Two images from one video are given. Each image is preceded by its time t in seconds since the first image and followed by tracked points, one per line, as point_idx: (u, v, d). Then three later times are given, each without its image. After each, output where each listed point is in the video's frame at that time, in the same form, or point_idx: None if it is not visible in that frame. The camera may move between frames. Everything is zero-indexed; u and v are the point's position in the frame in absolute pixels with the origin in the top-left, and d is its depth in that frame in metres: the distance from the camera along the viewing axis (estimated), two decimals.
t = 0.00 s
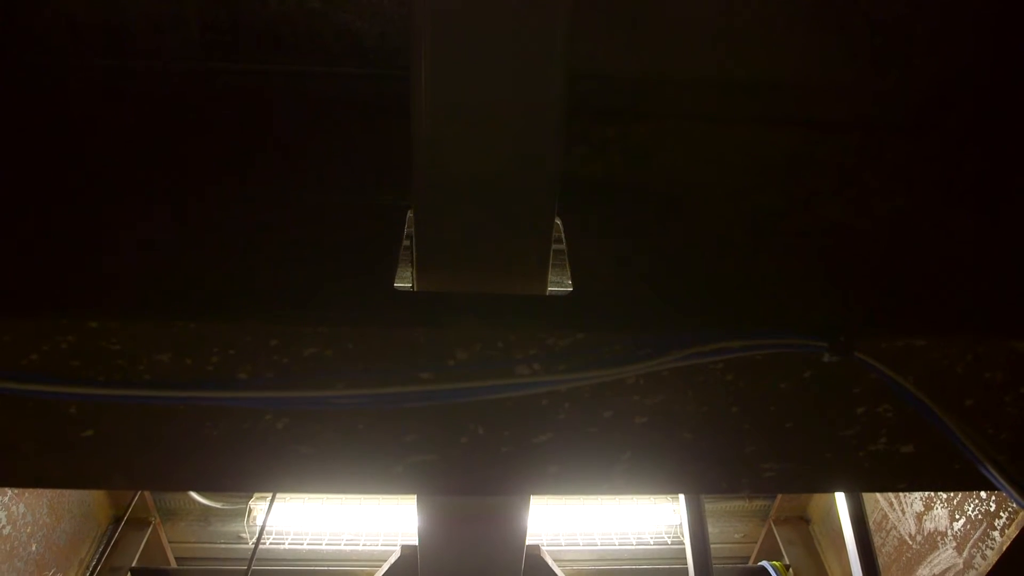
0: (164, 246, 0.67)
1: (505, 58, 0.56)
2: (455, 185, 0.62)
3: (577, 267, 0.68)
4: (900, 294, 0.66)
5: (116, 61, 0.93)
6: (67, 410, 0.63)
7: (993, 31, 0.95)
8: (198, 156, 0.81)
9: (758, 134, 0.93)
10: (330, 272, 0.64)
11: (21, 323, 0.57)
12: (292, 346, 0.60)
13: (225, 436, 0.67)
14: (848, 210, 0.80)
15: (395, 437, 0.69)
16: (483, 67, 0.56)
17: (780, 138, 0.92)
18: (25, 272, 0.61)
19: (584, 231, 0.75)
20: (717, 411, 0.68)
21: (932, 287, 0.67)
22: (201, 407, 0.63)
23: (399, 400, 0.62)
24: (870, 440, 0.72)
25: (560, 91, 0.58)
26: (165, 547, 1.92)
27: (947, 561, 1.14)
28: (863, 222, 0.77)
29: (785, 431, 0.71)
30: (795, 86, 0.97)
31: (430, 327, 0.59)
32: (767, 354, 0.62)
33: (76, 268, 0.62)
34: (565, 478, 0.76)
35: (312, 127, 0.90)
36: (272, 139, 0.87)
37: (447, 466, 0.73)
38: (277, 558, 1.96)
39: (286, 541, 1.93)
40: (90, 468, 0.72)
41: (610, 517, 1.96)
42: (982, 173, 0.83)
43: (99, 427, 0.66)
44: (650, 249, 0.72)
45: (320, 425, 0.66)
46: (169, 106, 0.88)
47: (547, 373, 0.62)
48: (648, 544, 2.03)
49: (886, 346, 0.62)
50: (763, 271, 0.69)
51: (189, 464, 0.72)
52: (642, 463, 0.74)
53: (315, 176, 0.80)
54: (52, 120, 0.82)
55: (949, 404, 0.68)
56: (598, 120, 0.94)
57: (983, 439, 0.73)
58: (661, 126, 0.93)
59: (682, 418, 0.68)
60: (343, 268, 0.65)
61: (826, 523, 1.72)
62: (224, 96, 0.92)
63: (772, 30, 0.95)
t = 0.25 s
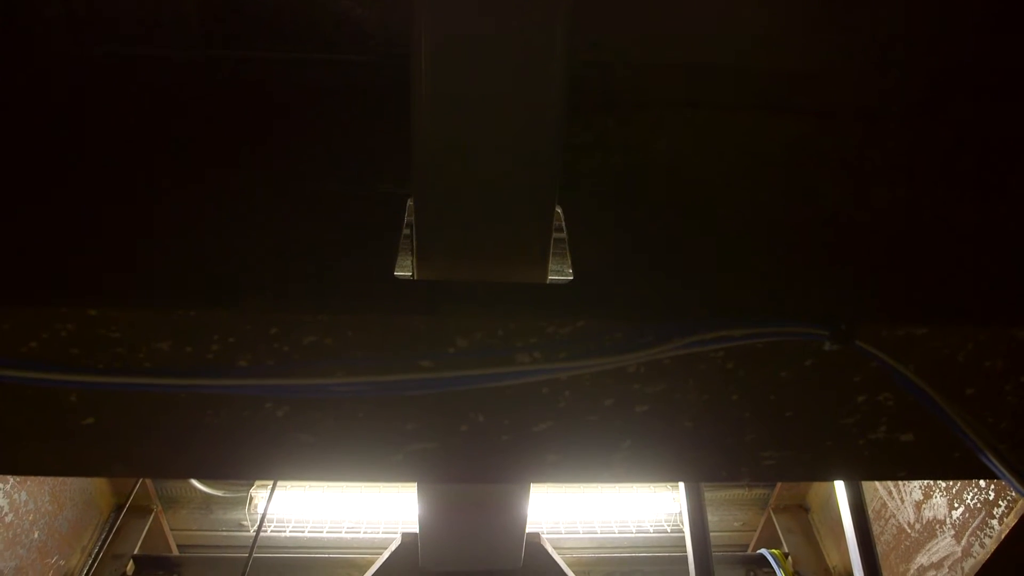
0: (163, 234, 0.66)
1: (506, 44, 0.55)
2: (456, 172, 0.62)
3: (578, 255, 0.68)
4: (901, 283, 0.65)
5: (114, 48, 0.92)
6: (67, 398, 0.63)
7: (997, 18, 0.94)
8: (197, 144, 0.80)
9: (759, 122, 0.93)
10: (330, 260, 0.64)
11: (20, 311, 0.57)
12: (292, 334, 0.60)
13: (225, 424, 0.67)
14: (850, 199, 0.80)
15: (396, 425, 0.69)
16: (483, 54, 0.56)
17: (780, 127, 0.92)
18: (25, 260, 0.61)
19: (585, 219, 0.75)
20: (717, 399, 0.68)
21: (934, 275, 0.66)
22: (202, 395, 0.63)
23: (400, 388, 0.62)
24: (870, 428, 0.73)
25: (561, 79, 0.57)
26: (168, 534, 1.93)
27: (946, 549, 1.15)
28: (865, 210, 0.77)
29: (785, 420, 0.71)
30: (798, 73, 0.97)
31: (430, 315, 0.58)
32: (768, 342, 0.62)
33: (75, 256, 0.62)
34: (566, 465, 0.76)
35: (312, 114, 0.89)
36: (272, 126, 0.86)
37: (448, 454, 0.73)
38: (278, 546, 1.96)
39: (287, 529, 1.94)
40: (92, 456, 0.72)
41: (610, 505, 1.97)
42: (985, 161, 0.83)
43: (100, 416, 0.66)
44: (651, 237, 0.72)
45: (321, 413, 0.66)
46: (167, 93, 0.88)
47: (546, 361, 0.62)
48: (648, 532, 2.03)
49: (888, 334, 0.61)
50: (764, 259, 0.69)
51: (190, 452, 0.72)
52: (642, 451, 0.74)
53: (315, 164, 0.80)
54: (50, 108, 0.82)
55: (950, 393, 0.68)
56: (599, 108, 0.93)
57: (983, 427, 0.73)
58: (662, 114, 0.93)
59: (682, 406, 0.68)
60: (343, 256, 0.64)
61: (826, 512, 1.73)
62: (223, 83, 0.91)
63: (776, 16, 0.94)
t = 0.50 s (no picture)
0: (163, 221, 0.66)
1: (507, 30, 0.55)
2: (456, 158, 0.61)
3: (579, 242, 0.68)
4: (904, 271, 0.65)
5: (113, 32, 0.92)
6: (68, 385, 0.63)
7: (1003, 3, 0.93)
8: (196, 130, 0.80)
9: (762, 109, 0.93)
10: (330, 247, 0.64)
11: (20, 297, 0.57)
12: (292, 321, 0.59)
13: (226, 411, 0.67)
14: (854, 185, 0.79)
15: (396, 412, 0.69)
16: (484, 38, 0.55)
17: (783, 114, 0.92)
18: (24, 246, 0.60)
19: (586, 205, 0.74)
20: (718, 386, 0.68)
21: (936, 263, 0.66)
22: (202, 381, 0.63)
23: (400, 375, 0.62)
24: (870, 416, 0.73)
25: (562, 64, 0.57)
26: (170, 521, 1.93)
27: (944, 535, 1.15)
28: (868, 197, 0.77)
29: (786, 407, 0.71)
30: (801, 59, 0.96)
31: (430, 302, 0.58)
32: (769, 330, 0.62)
33: (74, 242, 0.61)
34: (566, 452, 0.76)
35: (312, 100, 0.89)
36: (272, 112, 0.86)
37: (448, 441, 0.73)
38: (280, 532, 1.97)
39: (288, 516, 1.94)
40: (93, 442, 0.72)
41: (610, 493, 1.97)
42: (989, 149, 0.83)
43: (100, 402, 0.66)
44: (653, 224, 0.71)
45: (321, 400, 0.66)
46: (166, 78, 0.87)
47: (547, 348, 0.62)
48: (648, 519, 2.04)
49: (889, 322, 0.61)
50: (766, 247, 0.69)
51: (191, 438, 0.72)
52: (643, 438, 0.74)
53: (315, 150, 0.80)
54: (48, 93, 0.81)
55: (951, 381, 0.68)
56: (601, 94, 0.92)
57: (983, 415, 0.73)
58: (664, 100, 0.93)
59: (683, 393, 0.68)
60: (343, 243, 0.64)
61: (825, 499, 1.73)
62: (222, 68, 0.91)
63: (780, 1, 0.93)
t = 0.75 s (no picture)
0: (161, 207, 0.66)
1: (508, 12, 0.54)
2: (456, 144, 0.61)
3: (580, 229, 0.68)
4: (906, 257, 0.65)
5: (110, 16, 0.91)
6: (68, 371, 0.63)
7: None
8: (195, 115, 0.79)
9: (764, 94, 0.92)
10: (330, 234, 0.63)
11: (19, 283, 0.56)
12: (292, 307, 0.59)
13: (227, 396, 0.67)
14: (856, 172, 0.79)
15: (397, 399, 0.69)
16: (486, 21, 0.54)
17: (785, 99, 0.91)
18: (23, 232, 0.60)
19: (587, 192, 0.74)
20: (719, 372, 0.68)
21: (938, 250, 0.66)
22: (202, 367, 0.63)
23: (401, 362, 0.62)
24: (871, 402, 0.73)
25: (564, 48, 0.56)
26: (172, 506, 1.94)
27: (943, 522, 1.16)
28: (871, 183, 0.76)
29: (786, 393, 0.71)
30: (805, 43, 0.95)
31: (431, 288, 0.58)
32: (770, 316, 0.62)
33: (73, 228, 0.61)
34: (567, 438, 0.77)
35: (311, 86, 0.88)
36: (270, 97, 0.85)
37: (449, 427, 0.73)
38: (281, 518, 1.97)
39: (290, 502, 1.94)
40: (94, 428, 0.72)
41: (610, 479, 1.97)
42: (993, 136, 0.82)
43: (101, 388, 0.66)
44: (654, 211, 0.71)
45: (322, 386, 0.66)
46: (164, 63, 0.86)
47: (548, 334, 0.62)
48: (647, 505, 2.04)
49: (891, 308, 0.61)
50: (768, 232, 0.68)
51: (191, 424, 0.72)
52: (643, 424, 0.74)
53: (314, 136, 0.79)
54: (45, 78, 0.81)
55: (953, 367, 0.68)
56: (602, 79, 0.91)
57: (984, 401, 0.73)
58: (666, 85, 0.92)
59: (684, 380, 0.68)
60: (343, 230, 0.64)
61: (825, 486, 1.74)
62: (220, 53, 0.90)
63: None
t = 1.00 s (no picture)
0: (161, 193, 0.65)
1: None
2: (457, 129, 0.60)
3: (581, 216, 0.67)
4: (910, 244, 0.65)
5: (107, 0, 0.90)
6: (69, 358, 0.63)
7: None
8: (194, 101, 0.79)
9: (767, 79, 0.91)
10: (330, 220, 0.63)
11: (19, 270, 0.56)
12: (292, 294, 0.59)
13: (228, 383, 0.67)
14: (859, 158, 0.78)
15: (398, 386, 0.69)
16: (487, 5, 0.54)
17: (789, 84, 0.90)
18: (22, 219, 0.60)
19: (588, 177, 0.73)
20: (720, 359, 0.68)
21: (941, 236, 0.66)
22: (203, 354, 0.63)
23: (402, 348, 0.62)
24: (872, 389, 0.72)
25: (565, 32, 0.56)
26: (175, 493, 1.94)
27: (943, 509, 1.16)
28: (874, 169, 0.76)
29: (787, 380, 0.71)
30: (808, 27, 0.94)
31: (431, 274, 0.58)
32: (772, 303, 0.61)
33: (72, 215, 0.61)
34: (567, 425, 0.77)
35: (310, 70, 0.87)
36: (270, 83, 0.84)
37: (450, 414, 0.73)
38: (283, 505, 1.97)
39: (291, 488, 1.94)
40: (96, 415, 0.72)
41: (610, 466, 1.98)
42: (997, 122, 0.81)
43: (101, 374, 0.66)
44: (656, 197, 0.71)
45: (323, 373, 0.66)
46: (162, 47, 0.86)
47: (549, 320, 0.62)
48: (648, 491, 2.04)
49: (893, 295, 0.61)
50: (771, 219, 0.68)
51: (192, 411, 0.72)
52: (644, 411, 0.74)
53: (314, 122, 0.78)
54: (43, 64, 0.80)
55: (954, 354, 0.68)
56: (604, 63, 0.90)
57: (986, 388, 0.73)
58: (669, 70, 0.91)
59: (685, 367, 0.68)
60: (343, 217, 0.64)
61: (826, 474, 1.74)
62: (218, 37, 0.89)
63: None
